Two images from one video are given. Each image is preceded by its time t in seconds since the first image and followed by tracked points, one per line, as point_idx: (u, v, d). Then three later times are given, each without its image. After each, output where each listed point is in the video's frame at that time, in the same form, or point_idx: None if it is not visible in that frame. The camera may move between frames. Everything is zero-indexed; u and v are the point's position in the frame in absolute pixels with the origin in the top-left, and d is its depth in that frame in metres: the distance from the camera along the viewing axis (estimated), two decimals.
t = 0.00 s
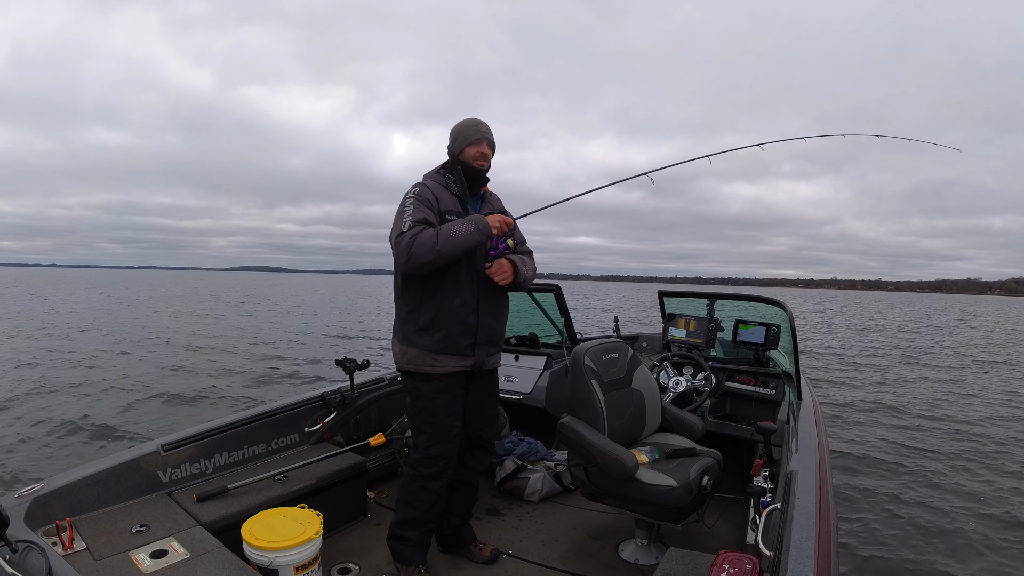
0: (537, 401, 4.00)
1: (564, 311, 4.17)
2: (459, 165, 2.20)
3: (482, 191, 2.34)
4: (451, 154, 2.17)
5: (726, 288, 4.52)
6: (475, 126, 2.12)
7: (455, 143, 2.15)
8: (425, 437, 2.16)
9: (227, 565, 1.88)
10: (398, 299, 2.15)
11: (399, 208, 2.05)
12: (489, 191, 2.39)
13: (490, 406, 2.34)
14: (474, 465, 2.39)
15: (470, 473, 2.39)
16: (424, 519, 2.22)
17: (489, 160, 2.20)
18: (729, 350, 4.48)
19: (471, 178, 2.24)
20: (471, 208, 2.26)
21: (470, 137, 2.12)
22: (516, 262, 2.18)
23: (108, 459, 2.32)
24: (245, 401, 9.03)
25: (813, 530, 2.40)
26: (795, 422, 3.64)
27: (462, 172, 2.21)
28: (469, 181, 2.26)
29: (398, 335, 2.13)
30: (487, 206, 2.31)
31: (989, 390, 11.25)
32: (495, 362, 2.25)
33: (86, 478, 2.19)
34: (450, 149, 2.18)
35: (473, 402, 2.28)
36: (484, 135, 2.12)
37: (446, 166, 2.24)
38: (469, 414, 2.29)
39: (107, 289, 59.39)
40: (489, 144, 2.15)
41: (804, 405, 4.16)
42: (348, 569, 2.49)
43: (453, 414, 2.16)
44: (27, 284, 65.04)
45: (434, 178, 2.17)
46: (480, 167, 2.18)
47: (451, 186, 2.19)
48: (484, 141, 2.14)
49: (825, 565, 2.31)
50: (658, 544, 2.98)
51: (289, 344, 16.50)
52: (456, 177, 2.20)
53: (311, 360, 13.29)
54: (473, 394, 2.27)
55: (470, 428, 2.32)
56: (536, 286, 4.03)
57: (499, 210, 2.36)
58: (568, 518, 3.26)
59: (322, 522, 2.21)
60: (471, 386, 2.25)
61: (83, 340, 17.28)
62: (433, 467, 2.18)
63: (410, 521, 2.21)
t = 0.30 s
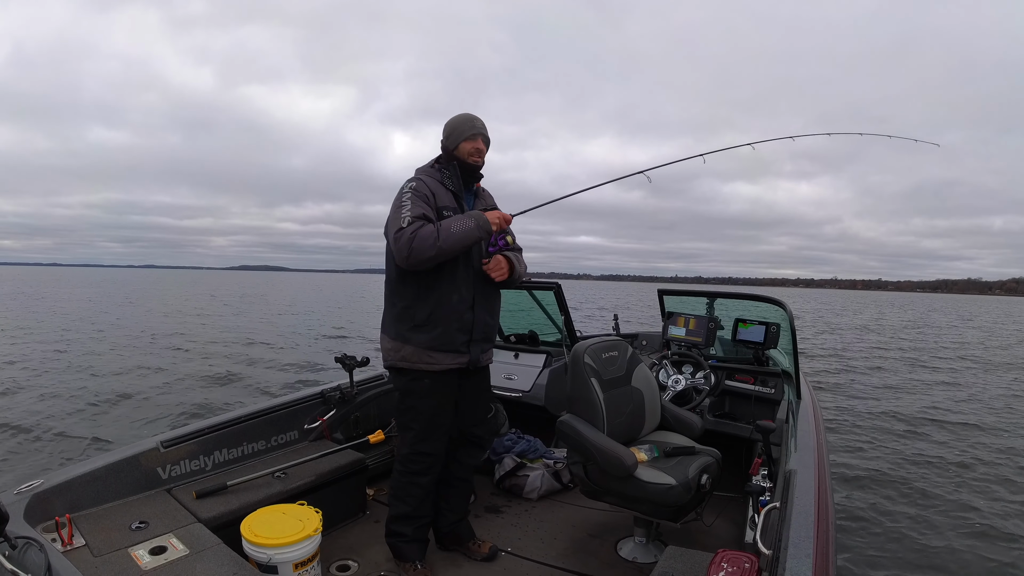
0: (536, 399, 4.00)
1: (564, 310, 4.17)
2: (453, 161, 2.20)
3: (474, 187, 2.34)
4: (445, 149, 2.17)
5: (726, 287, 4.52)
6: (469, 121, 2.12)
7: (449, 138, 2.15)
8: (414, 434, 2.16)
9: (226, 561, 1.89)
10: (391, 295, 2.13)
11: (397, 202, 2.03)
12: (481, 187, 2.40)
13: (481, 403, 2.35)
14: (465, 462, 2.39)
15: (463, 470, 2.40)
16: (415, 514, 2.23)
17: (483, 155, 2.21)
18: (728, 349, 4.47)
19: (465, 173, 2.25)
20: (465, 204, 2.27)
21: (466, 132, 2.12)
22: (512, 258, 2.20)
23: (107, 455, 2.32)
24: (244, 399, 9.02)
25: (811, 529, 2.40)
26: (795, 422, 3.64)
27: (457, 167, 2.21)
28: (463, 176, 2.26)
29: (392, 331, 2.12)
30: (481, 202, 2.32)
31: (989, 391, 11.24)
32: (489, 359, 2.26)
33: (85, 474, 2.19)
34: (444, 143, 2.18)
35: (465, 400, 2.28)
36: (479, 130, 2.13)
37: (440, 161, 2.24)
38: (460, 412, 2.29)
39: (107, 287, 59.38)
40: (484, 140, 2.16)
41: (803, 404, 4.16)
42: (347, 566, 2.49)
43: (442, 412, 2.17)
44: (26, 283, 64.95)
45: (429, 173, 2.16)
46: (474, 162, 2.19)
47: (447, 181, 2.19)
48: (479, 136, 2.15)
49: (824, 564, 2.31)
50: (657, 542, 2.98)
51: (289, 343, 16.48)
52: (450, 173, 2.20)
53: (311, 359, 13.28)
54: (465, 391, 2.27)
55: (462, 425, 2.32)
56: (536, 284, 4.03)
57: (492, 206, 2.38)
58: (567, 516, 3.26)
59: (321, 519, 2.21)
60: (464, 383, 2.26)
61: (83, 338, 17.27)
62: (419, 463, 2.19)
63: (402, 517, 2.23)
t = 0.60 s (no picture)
0: (535, 399, 4.00)
1: (563, 309, 4.16)
2: (448, 157, 2.19)
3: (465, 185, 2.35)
4: (441, 146, 2.16)
5: (726, 287, 4.52)
6: (467, 120, 2.12)
7: (446, 136, 2.13)
8: (404, 435, 2.16)
9: (227, 562, 1.89)
10: (378, 296, 2.12)
11: (385, 202, 2.02)
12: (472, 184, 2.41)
13: (473, 405, 2.34)
14: (458, 463, 2.39)
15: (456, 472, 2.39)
16: (411, 514, 2.23)
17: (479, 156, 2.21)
18: (728, 348, 4.47)
19: (459, 170, 2.24)
20: (456, 202, 2.27)
21: (462, 131, 2.12)
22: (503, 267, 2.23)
23: (106, 456, 2.32)
24: (246, 397, 9.09)
25: (811, 529, 2.40)
26: (794, 421, 3.64)
27: (449, 165, 2.20)
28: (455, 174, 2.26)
29: (379, 332, 2.11)
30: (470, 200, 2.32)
31: (988, 391, 11.25)
32: (478, 361, 2.26)
33: (85, 475, 2.19)
34: (440, 139, 2.17)
35: (456, 402, 2.28)
36: (477, 130, 2.13)
37: (432, 157, 2.23)
38: (451, 413, 2.29)
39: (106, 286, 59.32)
40: (482, 140, 2.16)
41: (802, 404, 4.16)
42: (348, 566, 2.49)
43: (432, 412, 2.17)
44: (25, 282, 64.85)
45: (419, 170, 2.16)
46: (469, 162, 2.19)
47: (437, 180, 2.19)
48: (474, 136, 2.14)
49: (823, 563, 2.31)
50: (657, 542, 2.98)
51: (289, 342, 16.52)
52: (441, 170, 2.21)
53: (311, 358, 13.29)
54: (456, 393, 2.27)
55: (453, 425, 2.33)
56: (536, 283, 4.03)
57: (482, 204, 2.38)
58: (567, 516, 3.26)
59: (321, 519, 2.21)
60: (454, 384, 2.25)
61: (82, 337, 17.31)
62: (411, 465, 2.19)
63: (398, 518, 2.23)
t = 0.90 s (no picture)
0: (535, 400, 4.00)
1: (563, 310, 4.16)
2: (446, 156, 2.18)
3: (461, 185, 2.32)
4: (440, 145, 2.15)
5: (726, 287, 4.53)
6: (467, 121, 2.13)
7: (445, 135, 2.13)
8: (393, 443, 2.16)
9: (227, 564, 1.89)
10: (366, 298, 2.12)
11: (373, 204, 2.02)
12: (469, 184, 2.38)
13: (469, 408, 2.34)
14: (454, 467, 2.38)
15: (451, 477, 2.39)
16: (407, 519, 2.23)
17: (476, 157, 2.19)
18: (728, 349, 4.47)
19: (455, 170, 2.22)
20: (448, 203, 2.24)
21: (460, 131, 2.12)
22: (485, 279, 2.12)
23: (106, 459, 2.32)
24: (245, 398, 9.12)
25: (812, 529, 2.40)
26: (794, 421, 3.64)
27: (444, 164, 2.18)
28: (451, 173, 2.23)
29: (364, 334, 2.11)
30: (464, 201, 2.30)
31: (986, 390, 11.27)
32: (467, 367, 2.25)
33: (85, 478, 2.19)
34: (439, 137, 2.16)
35: (447, 407, 2.28)
36: (478, 131, 2.14)
37: (429, 155, 2.21)
38: (442, 418, 2.29)
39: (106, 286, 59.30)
40: (482, 141, 2.16)
41: (803, 404, 4.16)
42: (348, 568, 2.49)
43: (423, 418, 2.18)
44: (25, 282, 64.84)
45: (412, 168, 2.14)
46: (466, 162, 2.17)
47: (430, 178, 2.16)
48: (473, 136, 2.13)
49: (824, 563, 2.31)
50: (659, 542, 2.98)
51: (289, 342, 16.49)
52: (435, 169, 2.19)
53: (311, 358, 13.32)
54: (446, 398, 2.27)
55: (446, 430, 2.33)
56: (535, 284, 4.03)
57: (477, 206, 2.35)
58: (568, 517, 3.26)
59: (321, 521, 2.21)
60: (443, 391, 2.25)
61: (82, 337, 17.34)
62: (402, 471, 2.18)
63: (395, 522, 2.22)
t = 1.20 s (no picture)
0: (535, 399, 4.00)
1: (563, 309, 4.17)
2: (446, 155, 2.18)
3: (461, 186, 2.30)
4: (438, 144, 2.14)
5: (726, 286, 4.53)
6: (469, 119, 2.13)
7: (446, 134, 2.13)
8: (382, 445, 2.16)
9: (227, 564, 1.89)
10: (357, 298, 2.13)
11: (364, 202, 2.03)
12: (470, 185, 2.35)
13: (464, 410, 2.34)
14: (450, 468, 2.38)
15: (447, 478, 2.39)
16: (403, 519, 2.23)
17: (476, 154, 2.19)
18: (727, 348, 4.47)
19: (453, 171, 2.21)
20: (444, 204, 2.23)
21: (462, 130, 2.12)
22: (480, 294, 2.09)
23: (106, 459, 2.32)
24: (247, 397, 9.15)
25: (812, 528, 2.40)
26: (794, 421, 3.64)
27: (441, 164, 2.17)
28: (448, 173, 2.21)
29: (355, 335, 2.12)
30: (462, 202, 2.28)
31: (986, 390, 11.29)
32: (459, 372, 2.25)
33: (85, 478, 2.19)
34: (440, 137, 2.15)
35: (439, 409, 2.29)
36: (480, 130, 2.14)
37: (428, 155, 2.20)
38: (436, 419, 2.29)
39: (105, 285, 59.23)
40: (483, 141, 2.16)
41: (802, 404, 4.16)
42: (348, 567, 2.49)
43: (416, 419, 2.18)
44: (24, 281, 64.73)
45: (408, 168, 2.14)
46: (466, 162, 2.17)
47: (425, 178, 2.15)
48: (475, 136, 2.14)
49: (825, 563, 2.31)
50: (659, 542, 2.98)
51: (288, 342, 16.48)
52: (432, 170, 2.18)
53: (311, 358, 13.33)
54: (439, 400, 2.28)
55: (440, 431, 2.33)
56: (535, 284, 4.03)
57: (477, 207, 2.32)
58: (567, 516, 3.27)
59: (322, 521, 2.21)
60: (435, 391, 2.25)
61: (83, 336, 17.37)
62: (395, 472, 2.19)
63: (391, 521, 2.23)
